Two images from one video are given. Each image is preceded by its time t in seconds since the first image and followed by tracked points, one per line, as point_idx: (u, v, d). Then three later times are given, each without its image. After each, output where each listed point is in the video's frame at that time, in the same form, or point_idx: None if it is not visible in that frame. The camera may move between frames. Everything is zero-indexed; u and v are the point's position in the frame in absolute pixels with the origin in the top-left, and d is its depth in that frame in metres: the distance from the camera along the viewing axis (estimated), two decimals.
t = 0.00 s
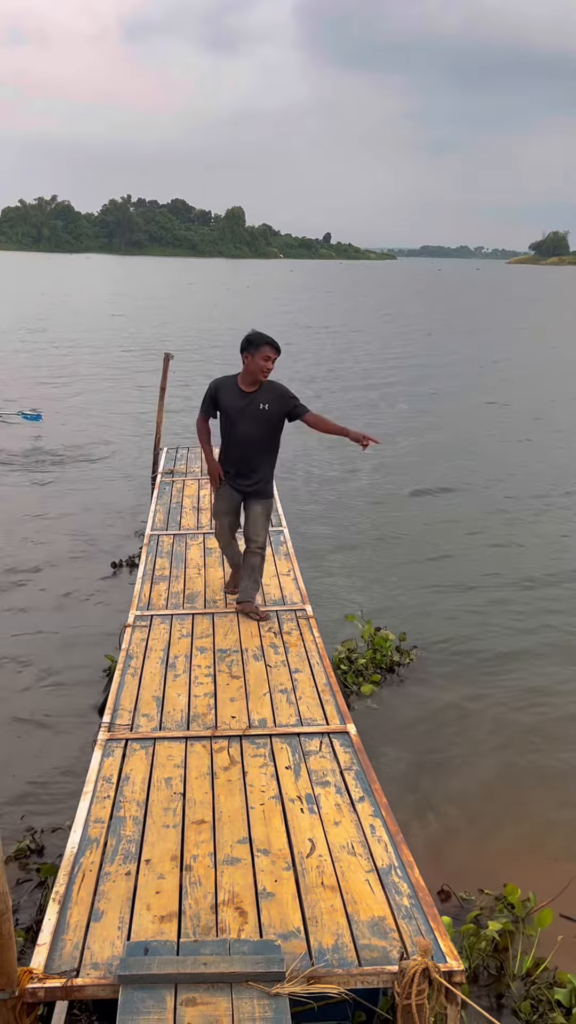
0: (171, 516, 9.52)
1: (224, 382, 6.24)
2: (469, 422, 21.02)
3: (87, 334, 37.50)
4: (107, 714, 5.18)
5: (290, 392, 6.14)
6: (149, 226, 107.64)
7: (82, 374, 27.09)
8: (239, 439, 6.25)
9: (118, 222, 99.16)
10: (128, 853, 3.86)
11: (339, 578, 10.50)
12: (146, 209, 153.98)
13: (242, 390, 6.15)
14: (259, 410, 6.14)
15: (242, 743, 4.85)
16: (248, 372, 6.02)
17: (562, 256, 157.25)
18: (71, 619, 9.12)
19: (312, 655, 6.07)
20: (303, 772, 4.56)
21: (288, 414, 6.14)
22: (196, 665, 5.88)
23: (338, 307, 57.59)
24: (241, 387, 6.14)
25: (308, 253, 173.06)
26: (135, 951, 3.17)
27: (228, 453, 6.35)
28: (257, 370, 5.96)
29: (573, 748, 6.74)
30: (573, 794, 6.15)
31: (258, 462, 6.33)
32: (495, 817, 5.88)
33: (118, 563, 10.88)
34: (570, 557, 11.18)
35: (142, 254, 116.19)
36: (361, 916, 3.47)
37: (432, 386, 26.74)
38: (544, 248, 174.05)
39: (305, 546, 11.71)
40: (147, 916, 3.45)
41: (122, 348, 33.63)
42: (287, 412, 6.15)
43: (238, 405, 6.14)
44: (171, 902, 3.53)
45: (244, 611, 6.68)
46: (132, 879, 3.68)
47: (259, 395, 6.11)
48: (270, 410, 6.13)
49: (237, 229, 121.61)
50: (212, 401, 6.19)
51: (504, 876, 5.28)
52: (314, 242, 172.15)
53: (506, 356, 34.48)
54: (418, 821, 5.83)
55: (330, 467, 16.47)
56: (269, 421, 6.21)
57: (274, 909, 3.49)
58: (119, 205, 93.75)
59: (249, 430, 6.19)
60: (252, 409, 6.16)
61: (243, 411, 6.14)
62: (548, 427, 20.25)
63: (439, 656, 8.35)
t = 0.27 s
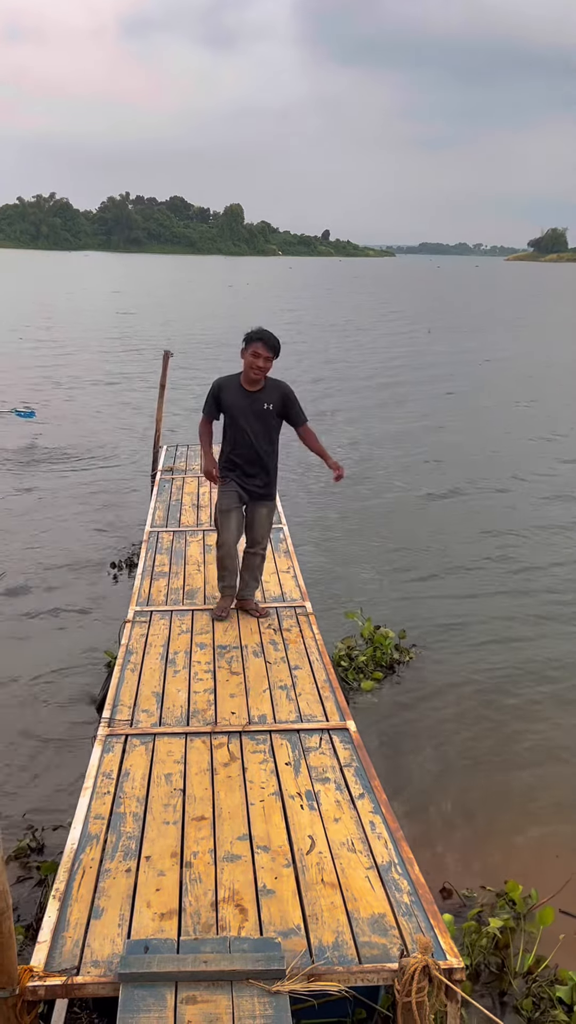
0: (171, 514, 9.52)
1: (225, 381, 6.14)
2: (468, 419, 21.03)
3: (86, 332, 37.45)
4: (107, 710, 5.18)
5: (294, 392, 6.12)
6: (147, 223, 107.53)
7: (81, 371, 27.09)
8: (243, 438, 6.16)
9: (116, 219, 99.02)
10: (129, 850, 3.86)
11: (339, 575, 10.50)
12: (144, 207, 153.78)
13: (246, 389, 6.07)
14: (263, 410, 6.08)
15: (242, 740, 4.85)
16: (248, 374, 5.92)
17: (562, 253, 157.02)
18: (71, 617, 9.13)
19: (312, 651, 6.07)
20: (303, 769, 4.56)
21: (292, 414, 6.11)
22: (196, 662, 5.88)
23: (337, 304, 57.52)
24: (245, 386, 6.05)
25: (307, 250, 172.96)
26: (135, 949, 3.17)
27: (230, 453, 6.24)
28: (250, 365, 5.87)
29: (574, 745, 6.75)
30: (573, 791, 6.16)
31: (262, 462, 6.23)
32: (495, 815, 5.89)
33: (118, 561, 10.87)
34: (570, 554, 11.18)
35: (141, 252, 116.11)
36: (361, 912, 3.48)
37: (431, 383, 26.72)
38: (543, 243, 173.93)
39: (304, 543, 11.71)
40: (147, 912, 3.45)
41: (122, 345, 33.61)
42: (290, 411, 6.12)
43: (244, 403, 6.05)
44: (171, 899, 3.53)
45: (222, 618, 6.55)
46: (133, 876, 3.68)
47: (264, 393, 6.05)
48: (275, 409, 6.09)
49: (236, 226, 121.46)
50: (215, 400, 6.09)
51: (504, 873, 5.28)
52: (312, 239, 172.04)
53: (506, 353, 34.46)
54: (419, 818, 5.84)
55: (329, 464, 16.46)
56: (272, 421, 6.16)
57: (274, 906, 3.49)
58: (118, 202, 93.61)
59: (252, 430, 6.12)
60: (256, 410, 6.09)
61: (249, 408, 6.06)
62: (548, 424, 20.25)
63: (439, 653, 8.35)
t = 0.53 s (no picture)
0: (170, 512, 9.51)
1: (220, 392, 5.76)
2: (466, 417, 21.02)
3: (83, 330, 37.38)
4: (106, 710, 5.18)
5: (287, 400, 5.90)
6: (145, 220, 107.51)
7: (79, 369, 27.11)
8: (242, 451, 5.86)
9: (114, 217, 99.01)
10: (128, 849, 3.86)
11: (338, 573, 10.50)
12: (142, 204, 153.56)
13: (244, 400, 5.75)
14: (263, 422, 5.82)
15: (240, 740, 4.85)
16: (244, 380, 5.62)
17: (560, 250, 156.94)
18: (70, 616, 9.13)
19: (310, 651, 6.08)
20: (302, 769, 4.56)
21: (287, 422, 5.90)
22: (194, 662, 5.88)
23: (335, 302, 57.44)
24: (243, 397, 5.73)
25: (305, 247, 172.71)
26: (134, 947, 3.18)
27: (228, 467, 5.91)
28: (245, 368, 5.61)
29: (573, 742, 6.76)
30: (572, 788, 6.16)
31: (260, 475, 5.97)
32: (494, 812, 5.89)
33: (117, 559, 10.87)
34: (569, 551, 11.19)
35: (138, 250, 116.06)
36: (360, 911, 3.48)
37: (429, 381, 26.71)
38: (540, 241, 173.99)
39: (303, 541, 11.71)
40: (146, 911, 3.45)
41: (120, 343, 33.58)
42: (286, 421, 5.91)
43: (244, 416, 5.75)
44: (170, 898, 3.53)
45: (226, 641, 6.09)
46: (131, 875, 3.69)
47: (264, 404, 5.77)
48: (273, 419, 5.84)
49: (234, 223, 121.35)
50: (215, 413, 5.71)
51: (504, 870, 5.29)
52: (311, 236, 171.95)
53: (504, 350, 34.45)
54: (417, 816, 5.84)
55: (328, 462, 16.46)
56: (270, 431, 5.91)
57: (272, 905, 3.49)
58: (116, 199, 93.48)
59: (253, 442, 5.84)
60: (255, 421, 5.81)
61: (250, 421, 5.77)
62: (546, 421, 20.26)
63: (438, 650, 8.36)
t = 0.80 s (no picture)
0: (168, 511, 9.51)
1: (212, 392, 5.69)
2: (464, 415, 21.01)
3: (82, 329, 37.37)
4: (104, 710, 5.18)
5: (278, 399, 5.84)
6: (143, 218, 107.35)
7: (78, 368, 27.12)
8: (236, 452, 5.74)
9: (112, 216, 98.87)
10: (125, 848, 3.86)
11: (336, 571, 10.51)
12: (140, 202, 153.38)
13: (235, 399, 5.67)
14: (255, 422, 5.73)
15: (238, 738, 4.85)
16: (234, 378, 5.49)
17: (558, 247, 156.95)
18: (68, 615, 9.13)
19: (308, 649, 6.08)
20: (300, 767, 4.56)
21: (278, 422, 5.82)
22: (192, 661, 5.88)
23: (333, 300, 57.36)
24: (233, 396, 5.66)
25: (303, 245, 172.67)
26: (131, 944, 3.18)
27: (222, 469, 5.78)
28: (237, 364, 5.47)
29: (571, 740, 6.76)
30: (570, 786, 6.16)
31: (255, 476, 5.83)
32: (492, 810, 5.89)
33: (115, 558, 10.87)
34: (567, 549, 11.19)
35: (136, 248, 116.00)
36: (357, 908, 3.48)
37: (428, 379, 26.69)
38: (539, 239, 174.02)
39: (301, 540, 11.71)
40: (143, 909, 3.46)
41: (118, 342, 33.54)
42: (277, 420, 5.83)
43: (236, 415, 5.66)
44: (167, 896, 3.54)
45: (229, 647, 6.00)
46: (129, 873, 3.69)
47: (255, 402, 5.70)
48: (265, 418, 5.76)
49: (232, 222, 121.24)
50: (205, 414, 5.63)
51: (501, 867, 5.29)
52: (309, 234, 171.81)
53: (502, 348, 34.42)
54: (415, 813, 5.85)
55: (325, 460, 16.46)
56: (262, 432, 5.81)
57: (269, 903, 3.50)
58: (114, 197, 93.35)
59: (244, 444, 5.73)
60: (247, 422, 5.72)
61: (242, 420, 5.67)
62: (544, 419, 20.25)
63: (436, 648, 8.37)
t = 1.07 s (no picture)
0: (165, 508, 9.51)
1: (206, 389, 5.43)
2: (462, 412, 21.02)
3: (79, 327, 37.31)
4: (102, 707, 5.18)
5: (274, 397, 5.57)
6: (140, 216, 107.18)
7: (76, 366, 27.15)
8: (229, 453, 5.50)
9: (110, 214, 98.70)
10: (123, 845, 3.86)
11: (334, 568, 10.51)
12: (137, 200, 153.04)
13: (229, 397, 5.41)
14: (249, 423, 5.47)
15: (236, 735, 4.84)
16: (227, 375, 5.29)
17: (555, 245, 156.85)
18: (66, 613, 9.13)
19: (306, 644, 6.08)
20: (298, 762, 4.56)
21: (274, 421, 5.55)
22: (190, 658, 5.88)
23: (330, 298, 57.30)
24: (226, 394, 5.39)
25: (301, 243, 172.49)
26: (129, 942, 3.17)
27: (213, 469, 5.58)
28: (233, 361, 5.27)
29: (569, 736, 6.75)
30: (568, 781, 6.17)
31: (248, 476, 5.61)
32: (490, 805, 5.90)
33: (112, 556, 10.86)
34: (564, 546, 11.20)
35: (134, 246, 116.01)
36: (355, 904, 3.48)
37: (425, 376, 26.68)
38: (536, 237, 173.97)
39: (299, 537, 11.71)
40: (141, 906, 3.45)
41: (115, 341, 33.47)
42: (272, 420, 5.56)
43: (228, 415, 5.39)
44: (165, 892, 3.53)
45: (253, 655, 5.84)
46: (127, 870, 3.68)
47: (249, 401, 5.43)
48: (259, 418, 5.49)
49: (229, 220, 121.09)
50: (196, 412, 5.37)
51: (500, 863, 5.29)
52: (307, 232, 171.79)
53: (500, 346, 34.41)
54: (412, 808, 5.86)
55: (323, 458, 16.45)
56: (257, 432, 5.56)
57: (268, 899, 3.50)
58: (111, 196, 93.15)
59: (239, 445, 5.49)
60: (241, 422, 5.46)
61: (235, 420, 5.41)
62: (542, 416, 20.24)
63: (433, 645, 8.38)
